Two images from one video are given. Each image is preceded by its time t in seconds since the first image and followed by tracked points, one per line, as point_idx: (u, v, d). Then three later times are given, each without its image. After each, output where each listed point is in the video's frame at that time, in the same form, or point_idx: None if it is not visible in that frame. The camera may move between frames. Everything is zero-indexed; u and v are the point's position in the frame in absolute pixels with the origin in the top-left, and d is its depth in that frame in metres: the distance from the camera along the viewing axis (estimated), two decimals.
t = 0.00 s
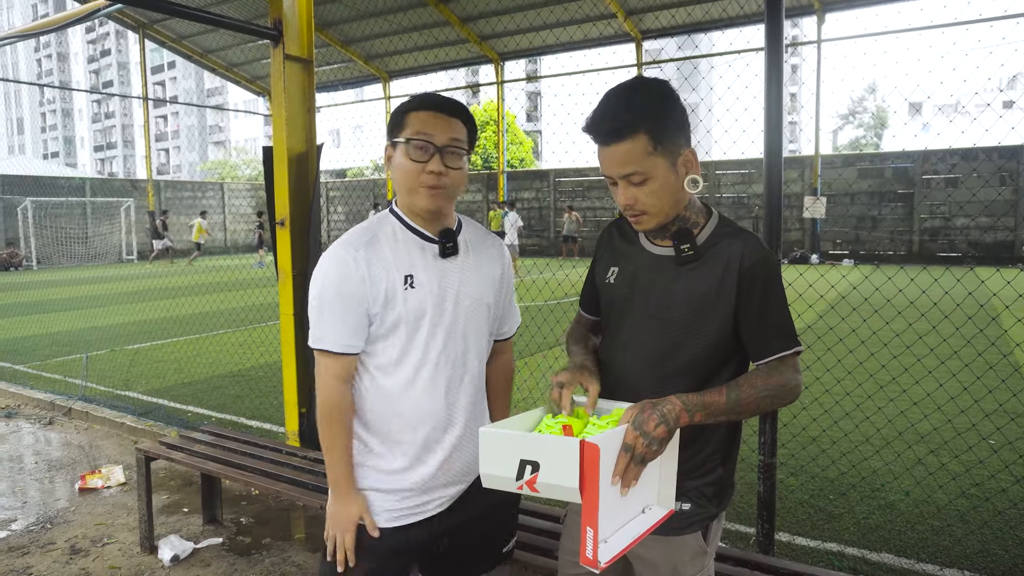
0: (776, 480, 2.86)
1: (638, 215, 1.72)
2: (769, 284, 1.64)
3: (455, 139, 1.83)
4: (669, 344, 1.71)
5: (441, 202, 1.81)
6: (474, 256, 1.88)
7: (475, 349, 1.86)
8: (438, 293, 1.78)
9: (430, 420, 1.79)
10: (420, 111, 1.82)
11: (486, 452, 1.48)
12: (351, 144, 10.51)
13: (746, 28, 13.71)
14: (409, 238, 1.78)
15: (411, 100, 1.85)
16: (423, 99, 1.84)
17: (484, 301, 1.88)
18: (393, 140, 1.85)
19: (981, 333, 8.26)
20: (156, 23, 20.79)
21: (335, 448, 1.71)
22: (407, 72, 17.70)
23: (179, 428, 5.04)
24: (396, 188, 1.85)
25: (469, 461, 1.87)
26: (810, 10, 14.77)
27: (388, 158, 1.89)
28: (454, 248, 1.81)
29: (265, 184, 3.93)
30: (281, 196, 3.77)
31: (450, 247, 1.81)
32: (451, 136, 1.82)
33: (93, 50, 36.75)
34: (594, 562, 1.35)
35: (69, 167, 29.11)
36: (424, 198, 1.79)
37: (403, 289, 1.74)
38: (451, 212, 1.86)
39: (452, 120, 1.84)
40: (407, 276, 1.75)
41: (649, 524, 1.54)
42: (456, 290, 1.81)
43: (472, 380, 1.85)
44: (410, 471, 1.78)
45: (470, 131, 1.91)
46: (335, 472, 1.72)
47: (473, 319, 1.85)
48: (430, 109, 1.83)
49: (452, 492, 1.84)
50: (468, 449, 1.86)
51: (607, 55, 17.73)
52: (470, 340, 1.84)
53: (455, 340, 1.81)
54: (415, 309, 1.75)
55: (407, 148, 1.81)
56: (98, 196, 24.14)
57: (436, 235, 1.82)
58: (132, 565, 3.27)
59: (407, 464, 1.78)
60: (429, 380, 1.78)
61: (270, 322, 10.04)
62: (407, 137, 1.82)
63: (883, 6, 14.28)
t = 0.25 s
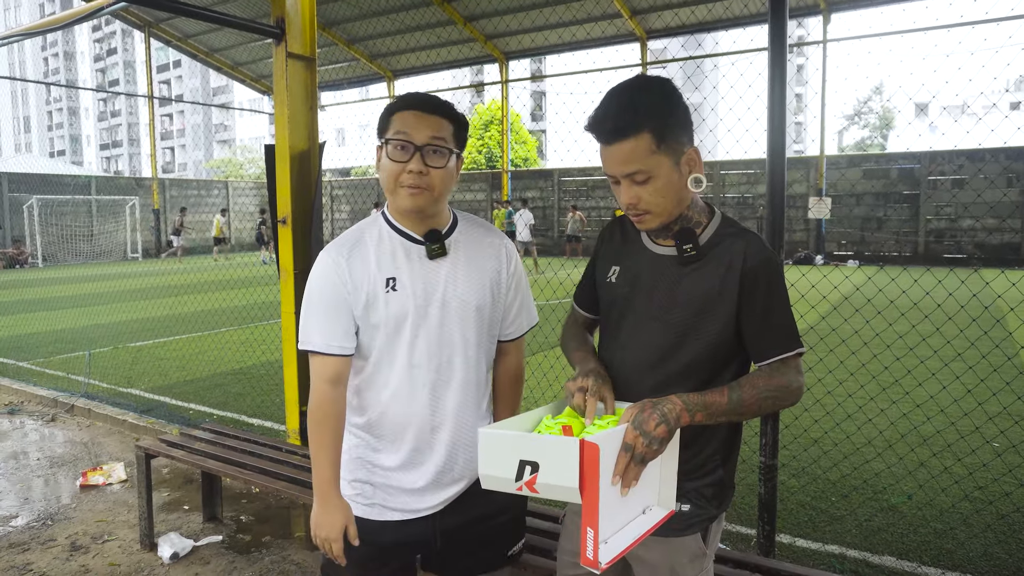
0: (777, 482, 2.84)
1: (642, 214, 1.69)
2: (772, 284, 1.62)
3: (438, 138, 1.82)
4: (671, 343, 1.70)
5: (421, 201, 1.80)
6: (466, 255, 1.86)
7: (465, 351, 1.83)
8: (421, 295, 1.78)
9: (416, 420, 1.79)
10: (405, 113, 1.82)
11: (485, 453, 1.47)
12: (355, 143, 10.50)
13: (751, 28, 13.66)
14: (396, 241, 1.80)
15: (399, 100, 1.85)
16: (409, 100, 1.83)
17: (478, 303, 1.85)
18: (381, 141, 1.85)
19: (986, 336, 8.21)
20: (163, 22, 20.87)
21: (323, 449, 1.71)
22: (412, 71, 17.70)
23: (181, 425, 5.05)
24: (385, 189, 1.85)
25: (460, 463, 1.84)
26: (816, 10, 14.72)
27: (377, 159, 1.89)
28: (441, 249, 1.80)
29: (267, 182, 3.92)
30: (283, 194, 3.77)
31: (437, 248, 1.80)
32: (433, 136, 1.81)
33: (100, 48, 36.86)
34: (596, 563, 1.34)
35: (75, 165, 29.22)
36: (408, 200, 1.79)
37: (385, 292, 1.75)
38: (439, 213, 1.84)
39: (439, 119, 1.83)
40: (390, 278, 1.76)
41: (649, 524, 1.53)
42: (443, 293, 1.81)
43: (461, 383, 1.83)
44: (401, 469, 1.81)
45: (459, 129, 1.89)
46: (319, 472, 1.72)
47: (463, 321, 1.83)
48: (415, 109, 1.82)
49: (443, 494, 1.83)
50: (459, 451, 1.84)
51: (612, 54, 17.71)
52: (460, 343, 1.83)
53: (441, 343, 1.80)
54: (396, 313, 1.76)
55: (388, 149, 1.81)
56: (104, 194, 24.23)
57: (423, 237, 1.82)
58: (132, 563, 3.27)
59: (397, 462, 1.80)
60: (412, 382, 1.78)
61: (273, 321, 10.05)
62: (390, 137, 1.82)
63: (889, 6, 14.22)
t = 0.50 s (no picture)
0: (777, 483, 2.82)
1: (642, 212, 1.67)
2: (772, 284, 1.61)
3: (429, 138, 1.80)
4: (670, 343, 1.68)
5: (413, 201, 1.78)
6: (456, 256, 1.84)
7: (451, 354, 1.81)
8: (406, 295, 1.78)
9: (400, 421, 1.80)
10: (397, 111, 1.80)
11: (483, 454, 1.45)
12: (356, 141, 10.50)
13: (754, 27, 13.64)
14: (384, 241, 1.80)
15: (392, 98, 1.84)
16: (403, 97, 1.82)
17: (469, 304, 1.84)
18: (373, 140, 1.84)
19: (988, 337, 8.18)
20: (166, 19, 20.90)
21: (331, 442, 1.73)
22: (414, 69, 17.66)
23: (180, 423, 5.05)
24: (378, 189, 1.84)
25: (446, 464, 1.82)
26: (819, 10, 14.68)
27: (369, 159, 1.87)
28: (429, 250, 1.80)
29: (266, 180, 3.90)
30: (283, 192, 3.76)
31: (425, 249, 1.80)
32: (426, 135, 1.80)
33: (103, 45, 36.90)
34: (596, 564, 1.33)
35: (78, 162, 29.25)
36: (400, 200, 1.78)
37: (370, 292, 1.77)
38: (430, 213, 1.83)
39: (431, 118, 1.82)
40: (375, 280, 1.77)
41: (648, 525, 1.51)
42: (429, 294, 1.80)
43: (447, 385, 1.81)
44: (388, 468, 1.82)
45: (451, 129, 1.87)
46: (333, 465, 1.72)
47: (450, 322, 1.81)
48: (409, 108, 1.81)
49: (429, 496, 1.82)
50: (444, 453, 1.82)
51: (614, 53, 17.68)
52: (447, 344, 1.81)
53: (425, 345, 1.79)
54: (380, 314, 1.77)
55: (381, 148, 1.80)
56: (106, 190, 24.26)
57: (412, 238, 1.81)
58: (129, 560, 3.27)
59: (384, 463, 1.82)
60: (395, 383, 1.79)
61: (273, 318, 10.04)
62: (382, 134, 1.80)
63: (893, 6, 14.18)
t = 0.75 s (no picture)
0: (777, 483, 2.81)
1: (641, 211, 1.66)
2: (773, 283, 1.60)
3: (435, 136, 1.80)
4: (671, 342, 1.67)
5: (421, 198, 1.78)
6: (455, 253, 1.83)
7: (450, 352, 1.80)
8: (405, 291, 1.76)
9: (395, 419, 1.78)
10: (401, 108, 1.80)
11: (480, 450, 1.45)
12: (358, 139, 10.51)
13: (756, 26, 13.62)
14: (384, 235, 1.78)
15: (392, 94, 1.83)
16: (404, 93, 1.82)
17: (467, 302, 1.82)
18: (375, 136, 1.82)
19: (990, 338, 8.16)
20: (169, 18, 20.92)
21: (323, 439, 1.73)
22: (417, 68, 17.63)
23: (180, 421, 5.04)
24: (381, 186, 1.83)
25: (441, 463, 1.82)
26: (822, 9, 14.65)
27: (371, 155, 1.86)
28: (430, 247, 1.78)
29: (266, 179, 3.89)
30: (283, 190, 3.75)
31: (426, 246, 1.78)
32: (432, 133, 1.80)
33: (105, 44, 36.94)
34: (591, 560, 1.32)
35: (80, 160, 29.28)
36: (408, 197, 1.77)
37: (368, 287, 1.75)
38: (433, 209, 1.82)
39: (433, 114, 1.82)
40: (373, 275, 1.75)
41: (646, 526, 1.50)
42: (428, 291, 1.78)
43: (444, 384, 1.80)
44: (379, 468, 1.81)
45: (452, 126, 1.87)
46: (323, 463, 1.74)
47: (448, 319, 1.80)
48: (411, 104, 1.80)
49: (423, 496, 1.81)
50: (440, 452, 1.81)
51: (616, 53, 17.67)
52: (443, 342, 1.80)
53: (422, 342, 1.78)
54: (378, 310, 1.75)
55: (388, 144, 1.78)
56: (108, 189, 24.29)
57: (411, 235, 1.79)
58: (128, 559, 3.26)
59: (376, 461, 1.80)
60: (391, 381, 1.77)
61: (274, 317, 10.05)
62: (385, 131, 1.79)
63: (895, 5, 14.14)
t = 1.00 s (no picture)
0: (781, 482, 2.79)
1: (642, 210, 1.65)
2: (777, 282, 1.58)
3: (453, 139, 1.78)
4: (672, 342, 1.66)
5: (439, 201, 1.77)
6: (461, 251, 1.83)
7: (454, 350, 1.80)
8: (409, 289, 1.75)
9: (396, 418, 1.77)
10: (415, 106, 1.76)
11: (487, 457, 1.43)
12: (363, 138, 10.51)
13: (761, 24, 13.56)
14: (391, 233, 1.76)
15: (401, 92, 1.79)
16: (415, 91, 1.78)
17: (470, 300, 1.82)
18: (387, 135, 1.79)
19: (997, 336, 8.10)
20: (174, 16, 20.99)
21: (306, 434, 1.70)
22: (421, 66, 17.63)
23: (184, 418, 5.06)
24: (390, 187, 1.80)
25: (441, 463, 1.81)
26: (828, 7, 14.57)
27: (380, 154, 1.82)
28: (436, 245, 1.78)
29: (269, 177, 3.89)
30: (286, 188, 3.75)
31: (432, 244, 1.78)
32: (449, 136, 1.77)
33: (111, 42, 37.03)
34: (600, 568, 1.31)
35: (86, 158, 29.39)
36: (427, 201, 1.75)
37: (373, 284, 1.73)
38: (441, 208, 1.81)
39: (445, 114, 1.79)
40: (378, 271, 1.74)
41: (650, 528, 1.49)
42: (432, 289, 1.78)
43: (445, 383, 1.80)
44: (378, 468, 1.79)
45: (463, 125, 1.85)
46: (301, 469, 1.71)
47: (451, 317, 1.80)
48: (423, 104, 1.77)
49: (421, 496, 1.81)
50: (440, 452, 1.81)
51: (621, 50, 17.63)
52: (445, 340, 1.79)
53: (426, 340, 1.77)
54: (382, 307, 1.74)
55: (407, 146, 1.74)
56: (114, 187, 24.38)
57: (418, 232, 1.79)
58: (132, 556, 3.27)
59: (375, 460, 1.79)
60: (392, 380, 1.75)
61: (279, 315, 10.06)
62: (400, 134, 1.76)
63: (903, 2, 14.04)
